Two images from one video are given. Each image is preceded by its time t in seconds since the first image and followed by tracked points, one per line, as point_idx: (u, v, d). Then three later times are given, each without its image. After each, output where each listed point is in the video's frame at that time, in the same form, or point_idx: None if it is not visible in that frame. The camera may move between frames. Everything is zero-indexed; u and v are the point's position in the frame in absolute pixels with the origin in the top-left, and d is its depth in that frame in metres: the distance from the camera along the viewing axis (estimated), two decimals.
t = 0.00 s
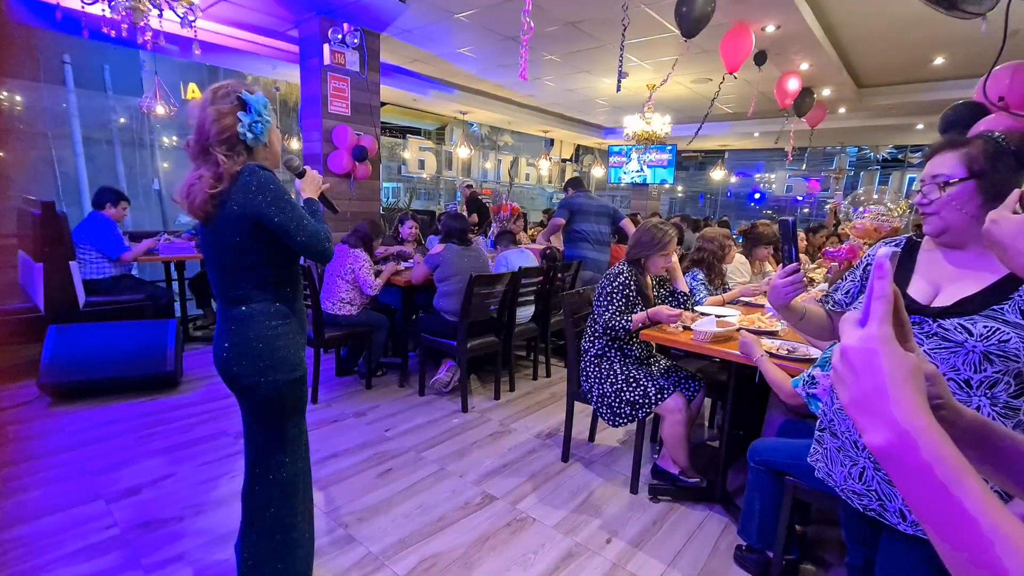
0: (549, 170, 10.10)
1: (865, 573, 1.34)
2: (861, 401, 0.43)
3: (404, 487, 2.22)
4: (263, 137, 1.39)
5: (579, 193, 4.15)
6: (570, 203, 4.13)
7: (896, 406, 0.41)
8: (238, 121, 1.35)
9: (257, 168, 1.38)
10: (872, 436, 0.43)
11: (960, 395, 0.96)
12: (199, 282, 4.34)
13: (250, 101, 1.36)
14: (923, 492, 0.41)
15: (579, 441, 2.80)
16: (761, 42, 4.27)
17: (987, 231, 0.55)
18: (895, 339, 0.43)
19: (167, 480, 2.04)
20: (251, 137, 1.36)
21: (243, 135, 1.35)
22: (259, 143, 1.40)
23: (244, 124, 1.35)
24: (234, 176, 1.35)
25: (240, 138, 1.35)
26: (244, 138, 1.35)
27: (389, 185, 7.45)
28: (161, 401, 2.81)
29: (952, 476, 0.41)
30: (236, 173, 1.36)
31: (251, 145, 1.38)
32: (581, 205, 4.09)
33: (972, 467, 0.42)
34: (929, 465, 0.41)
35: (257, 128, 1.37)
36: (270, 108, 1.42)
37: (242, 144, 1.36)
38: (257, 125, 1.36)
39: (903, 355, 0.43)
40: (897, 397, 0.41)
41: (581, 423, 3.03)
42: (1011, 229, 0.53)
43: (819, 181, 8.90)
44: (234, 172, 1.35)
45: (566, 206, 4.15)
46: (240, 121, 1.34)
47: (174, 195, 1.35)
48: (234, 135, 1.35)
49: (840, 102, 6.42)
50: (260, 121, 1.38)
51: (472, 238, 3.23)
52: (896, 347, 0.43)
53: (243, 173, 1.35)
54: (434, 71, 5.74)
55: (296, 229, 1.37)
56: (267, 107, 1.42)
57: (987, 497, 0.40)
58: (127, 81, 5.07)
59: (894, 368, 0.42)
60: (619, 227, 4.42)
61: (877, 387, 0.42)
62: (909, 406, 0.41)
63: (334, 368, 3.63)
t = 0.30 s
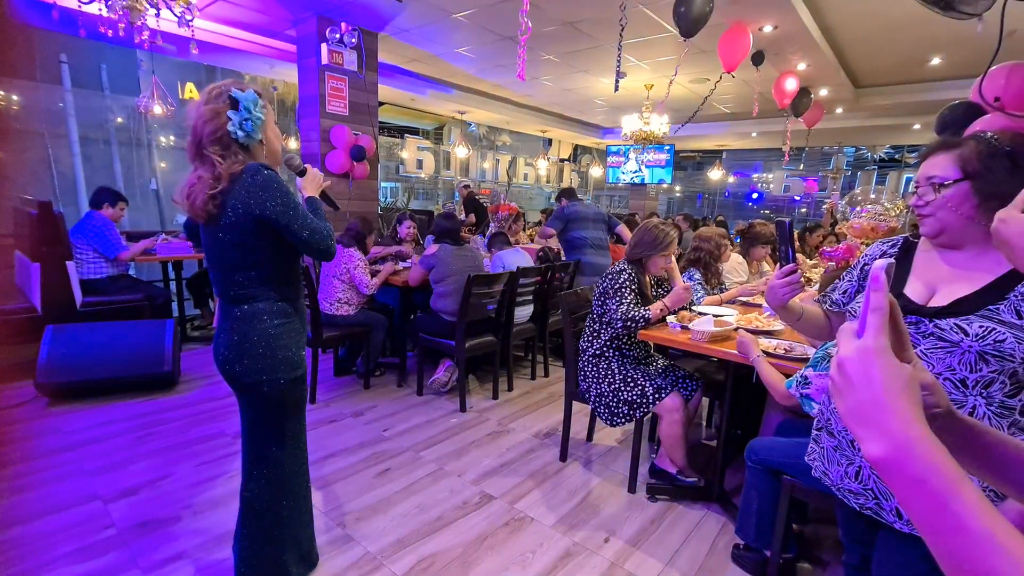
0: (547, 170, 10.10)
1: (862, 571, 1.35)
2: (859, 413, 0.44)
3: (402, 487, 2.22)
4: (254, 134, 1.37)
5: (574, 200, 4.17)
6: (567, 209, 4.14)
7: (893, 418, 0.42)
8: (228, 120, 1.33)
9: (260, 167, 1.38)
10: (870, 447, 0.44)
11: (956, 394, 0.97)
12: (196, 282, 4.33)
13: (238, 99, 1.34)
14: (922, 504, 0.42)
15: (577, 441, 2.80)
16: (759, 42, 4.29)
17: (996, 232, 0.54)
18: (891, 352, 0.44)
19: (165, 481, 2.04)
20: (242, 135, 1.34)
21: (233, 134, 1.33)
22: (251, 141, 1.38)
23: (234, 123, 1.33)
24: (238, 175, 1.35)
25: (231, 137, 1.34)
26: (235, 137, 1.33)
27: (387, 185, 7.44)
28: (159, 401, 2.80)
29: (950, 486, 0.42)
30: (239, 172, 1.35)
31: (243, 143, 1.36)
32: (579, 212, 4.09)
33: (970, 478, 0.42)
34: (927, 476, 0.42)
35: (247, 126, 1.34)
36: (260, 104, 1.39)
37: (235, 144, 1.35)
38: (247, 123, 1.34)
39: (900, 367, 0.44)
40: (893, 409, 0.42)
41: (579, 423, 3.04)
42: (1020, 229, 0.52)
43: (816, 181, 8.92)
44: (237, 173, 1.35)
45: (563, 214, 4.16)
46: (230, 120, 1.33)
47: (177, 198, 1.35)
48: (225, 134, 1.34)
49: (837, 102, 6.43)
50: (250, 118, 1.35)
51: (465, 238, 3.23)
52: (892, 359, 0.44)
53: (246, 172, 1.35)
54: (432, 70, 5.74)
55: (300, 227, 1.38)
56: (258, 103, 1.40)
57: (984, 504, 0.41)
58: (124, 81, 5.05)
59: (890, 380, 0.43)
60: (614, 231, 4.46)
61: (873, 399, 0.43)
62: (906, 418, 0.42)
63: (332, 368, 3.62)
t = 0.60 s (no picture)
0: (546, 169, 10.10)
1: (861, 570, 1.35)
2: (858, 418, 0.45)
3: (402, 486, 2.22)
4: (247, 134, 1.36)
5: (577, 212, 4.18)
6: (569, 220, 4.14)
7: (891, 424, 0.43)
8: (219, 121, 1.33)
9: (258, 168, 1.37)
10: (870, 452, 0.45)
11: (954, 393, 0.97)
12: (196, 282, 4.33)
13: (230, 99, 1.32)
14: (920, 509, 0.43)
15: (577, 440, 2.80)
16: (758, 42, 4.29)
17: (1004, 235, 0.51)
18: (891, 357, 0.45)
19: (164, 480, 2.04)
20: (234, 136, 1.34)
21: (225, 135, 1.33)
22: (244, 142, 1.38)
23: (226, 124, 1.32)
24: (236, 175, 1.35)
25: (223, 137, 1.34)
26: (226, 138, 1.33)
27: (386, 185, 7.44)
28: (158, 401, 2.80)
29: (948, 491, 0.42)
30: (235, 173, 1.35)
31: (236, 144, 1.36)
32: (579, 223, 4.08)
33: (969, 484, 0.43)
34: (926, 481, 0.42)
35: (239, 127, 1.33)
36: (253, 104, 1.36)
37: (228, 145, 1.35)
38: (239, 124, 1.33)
39: (898, 374, 0.44)
40: (892, 415, 0.43)
41: (579, 422, 3.04)
42: None
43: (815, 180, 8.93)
44: (232, 174, 1.35)
45: (564, 224, 4.17)
46: (221, 121, 1.32)
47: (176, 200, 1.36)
48: (217, 134, 1.34)
49: (836, 102, 6.44)
50: (242, 119, 1.34)
51: (462, 237, 3.22)
52: (891, 365, 0.44)
53: (244, 173, 1.35)
54: (431, 70, 5.73)
55: (299, 226, 1.37)
56: (252, 102, 1.38)
57: (979, 507, 0.42)
58: (122, 80, 5.04)
59: (889, 387, 0.43)
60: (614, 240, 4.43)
61: (872, 405, 0.44)
62: (904, 424, 0.43)
63: (331, 368, 3.62)
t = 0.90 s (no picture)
0: (546, 168, 10.10)
1: (860, 568, 1.35)
2: (856, 420, 0.45)
3: (402, 485, 2.22)
4: (246, 132, 1.36)
5: (589, 224, 4.02)
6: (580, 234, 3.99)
7: (889, 426, 0.43)
8: (219, 119, 1.33)
9: (258, 168, 1.37)
10: (868, 453, 0.45)
11: (953, 391, 0.97)
12: (196, 281, 4.33)
13: (230, 97, 1.32)
14: (917, 510, 0.43)
15: (577, 439, 2.81)
16: (758, 41, 4.29)
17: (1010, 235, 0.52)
18: (888, 359, 0.45)
19: (164, 479, 2.04)
20: (233, 134, 1.34)
21: (224, 133, 1.33)
22: (244, 140, 1.38)
23: (225, 122, 1.32)
24: (236, 175, 1.35)
25: (222, 136, 1.34)
26: (226, 136, 1.33)
27: (387, 184, 7.44)
28: (158, 400, 2.80)
29: (945, 492, 0.42)
30: (235, 172, 1.35)
31: (236, 142, 1.36)
32: (591, 238, 3.93)
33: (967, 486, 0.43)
34: (923, 482, 0.42)
35: (238, 125, 1.33)
36: (252, 102, 1.36)
37: (228, 143, 1.35)
38: (238, 122, 1.33)
39: (897, 375, 0.44)
40: (890, 417, 0.43)
41: (579, 421, 3.04)
42: None
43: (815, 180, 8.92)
44: (233, 173, 1.36)
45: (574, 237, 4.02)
46: (220, 119, 1.32)
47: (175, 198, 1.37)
48: (217, 133, 1.34)
49: (836, 101, 6.44)
50: (242, 117, 1.34)
51: (462, 236, 3.22)
52: (889, 367, 0.45)
53: (246, 172, 1.35)
54: (431, 69, 5.72)
55: (301, 226, 1.37)
56: (252, 101, 1.37)
57: (978, 508, 0.42)
58: (122, 79, 5.04)
59: (887, 389, 0.43)
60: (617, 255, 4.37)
61: (871, 407, 0.44)
62: (902, 425, 0.43)
63: (331, 367, 3.63)
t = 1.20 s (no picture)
0: (548, 167, 10.09)
1: (863, 567, 1.35)
2: (861, 414, 0.45)
3: (404, 484, 2.22)
4: (246, 127, 1.36)
5: (607, 227, 4.03)
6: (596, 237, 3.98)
7: (893, 420, 0.43)
8: (219, 113, 1.33)
9: (260, 166, 1.37)
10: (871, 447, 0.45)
11: (956, 387, 0.96)
12: (198, 280, 4.34)
13: (229, 91, 1.32)
14: (923, 505, 0.43)
15: (579, 438, 2.80)
16: (761, 38, 4.27)
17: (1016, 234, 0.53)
18: (893, 354, 0.45)
19: (167, 478, 2.05)
20: (232, 128, 1.34)
21: (223, 127, 1.33)
22: (243, 134, 1.38)
23: (225, 115, 1.32)
24: (238, 172, 1.35)
25: (222, 129, 1.34)
26: (225, 130, 1.33)
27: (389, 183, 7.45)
28: (160, 399, 2.81)
29: (950, 487, 0.42)
30: (236, 169, 1.36)
31: (235, 136, 1.36)
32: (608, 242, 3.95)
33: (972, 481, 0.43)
34: (928, 478, 0.42)
35: (237, 119, 1.33)
36: (253, 98, 1.36)
37: (227, 137, 1.35)
38: (237, 117, 1.33)
39: (901, 369, 0.44)
40: (895, 411, 0.43)
41: (581, 419, 3.04)
42: None
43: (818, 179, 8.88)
44: (231, 168, 1.36)
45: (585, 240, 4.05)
46: (220, 113, 1.32)
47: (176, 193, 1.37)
48: (217, 126, 1.34)
49: (839, 99, 6.41)
50: (241, 112, 1.34)
51: (464, 234, 3.22)
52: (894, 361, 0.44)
53: (248, 170, 1.35)
54: (433, 68, 5.72)
55: (303, 225, 1.37)
56: (253, 95, 1.37)
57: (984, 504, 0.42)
58: (125, 79, 5.05)
59: (890, 382, 0.43)
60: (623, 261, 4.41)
61: (874, 401, 0.44)
62: (907, 419, 0.43)
63: (333, 366, 3.63)
